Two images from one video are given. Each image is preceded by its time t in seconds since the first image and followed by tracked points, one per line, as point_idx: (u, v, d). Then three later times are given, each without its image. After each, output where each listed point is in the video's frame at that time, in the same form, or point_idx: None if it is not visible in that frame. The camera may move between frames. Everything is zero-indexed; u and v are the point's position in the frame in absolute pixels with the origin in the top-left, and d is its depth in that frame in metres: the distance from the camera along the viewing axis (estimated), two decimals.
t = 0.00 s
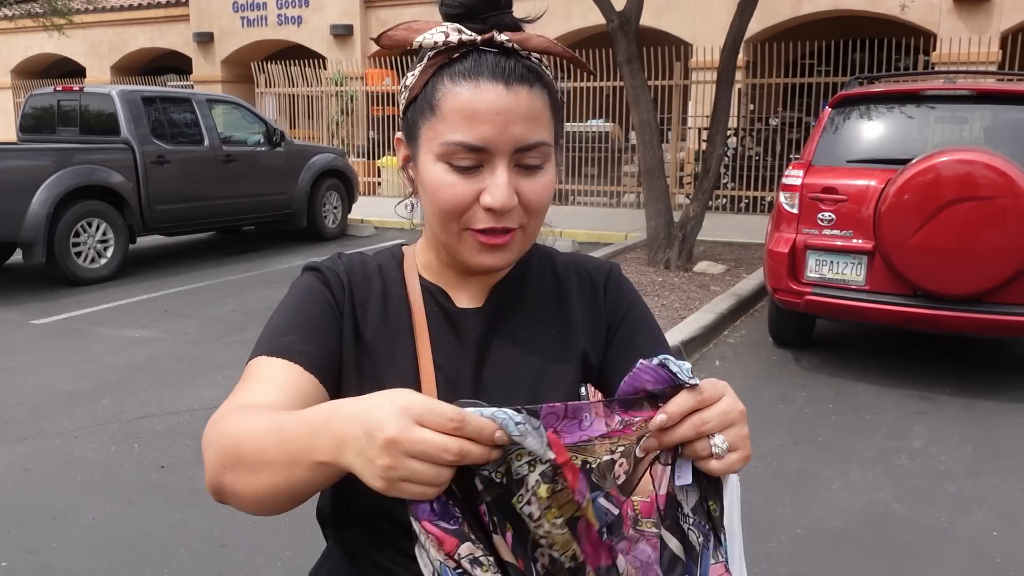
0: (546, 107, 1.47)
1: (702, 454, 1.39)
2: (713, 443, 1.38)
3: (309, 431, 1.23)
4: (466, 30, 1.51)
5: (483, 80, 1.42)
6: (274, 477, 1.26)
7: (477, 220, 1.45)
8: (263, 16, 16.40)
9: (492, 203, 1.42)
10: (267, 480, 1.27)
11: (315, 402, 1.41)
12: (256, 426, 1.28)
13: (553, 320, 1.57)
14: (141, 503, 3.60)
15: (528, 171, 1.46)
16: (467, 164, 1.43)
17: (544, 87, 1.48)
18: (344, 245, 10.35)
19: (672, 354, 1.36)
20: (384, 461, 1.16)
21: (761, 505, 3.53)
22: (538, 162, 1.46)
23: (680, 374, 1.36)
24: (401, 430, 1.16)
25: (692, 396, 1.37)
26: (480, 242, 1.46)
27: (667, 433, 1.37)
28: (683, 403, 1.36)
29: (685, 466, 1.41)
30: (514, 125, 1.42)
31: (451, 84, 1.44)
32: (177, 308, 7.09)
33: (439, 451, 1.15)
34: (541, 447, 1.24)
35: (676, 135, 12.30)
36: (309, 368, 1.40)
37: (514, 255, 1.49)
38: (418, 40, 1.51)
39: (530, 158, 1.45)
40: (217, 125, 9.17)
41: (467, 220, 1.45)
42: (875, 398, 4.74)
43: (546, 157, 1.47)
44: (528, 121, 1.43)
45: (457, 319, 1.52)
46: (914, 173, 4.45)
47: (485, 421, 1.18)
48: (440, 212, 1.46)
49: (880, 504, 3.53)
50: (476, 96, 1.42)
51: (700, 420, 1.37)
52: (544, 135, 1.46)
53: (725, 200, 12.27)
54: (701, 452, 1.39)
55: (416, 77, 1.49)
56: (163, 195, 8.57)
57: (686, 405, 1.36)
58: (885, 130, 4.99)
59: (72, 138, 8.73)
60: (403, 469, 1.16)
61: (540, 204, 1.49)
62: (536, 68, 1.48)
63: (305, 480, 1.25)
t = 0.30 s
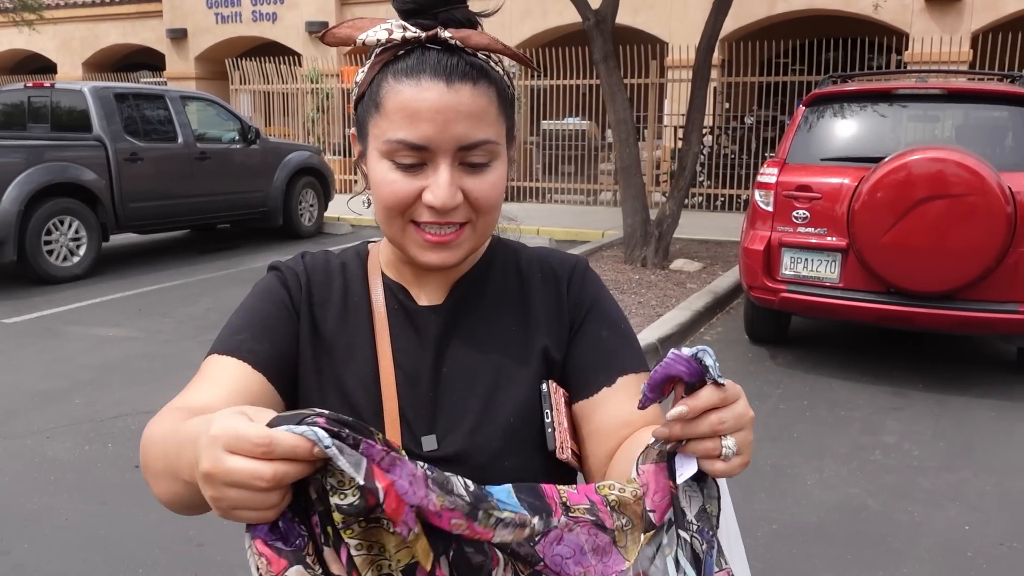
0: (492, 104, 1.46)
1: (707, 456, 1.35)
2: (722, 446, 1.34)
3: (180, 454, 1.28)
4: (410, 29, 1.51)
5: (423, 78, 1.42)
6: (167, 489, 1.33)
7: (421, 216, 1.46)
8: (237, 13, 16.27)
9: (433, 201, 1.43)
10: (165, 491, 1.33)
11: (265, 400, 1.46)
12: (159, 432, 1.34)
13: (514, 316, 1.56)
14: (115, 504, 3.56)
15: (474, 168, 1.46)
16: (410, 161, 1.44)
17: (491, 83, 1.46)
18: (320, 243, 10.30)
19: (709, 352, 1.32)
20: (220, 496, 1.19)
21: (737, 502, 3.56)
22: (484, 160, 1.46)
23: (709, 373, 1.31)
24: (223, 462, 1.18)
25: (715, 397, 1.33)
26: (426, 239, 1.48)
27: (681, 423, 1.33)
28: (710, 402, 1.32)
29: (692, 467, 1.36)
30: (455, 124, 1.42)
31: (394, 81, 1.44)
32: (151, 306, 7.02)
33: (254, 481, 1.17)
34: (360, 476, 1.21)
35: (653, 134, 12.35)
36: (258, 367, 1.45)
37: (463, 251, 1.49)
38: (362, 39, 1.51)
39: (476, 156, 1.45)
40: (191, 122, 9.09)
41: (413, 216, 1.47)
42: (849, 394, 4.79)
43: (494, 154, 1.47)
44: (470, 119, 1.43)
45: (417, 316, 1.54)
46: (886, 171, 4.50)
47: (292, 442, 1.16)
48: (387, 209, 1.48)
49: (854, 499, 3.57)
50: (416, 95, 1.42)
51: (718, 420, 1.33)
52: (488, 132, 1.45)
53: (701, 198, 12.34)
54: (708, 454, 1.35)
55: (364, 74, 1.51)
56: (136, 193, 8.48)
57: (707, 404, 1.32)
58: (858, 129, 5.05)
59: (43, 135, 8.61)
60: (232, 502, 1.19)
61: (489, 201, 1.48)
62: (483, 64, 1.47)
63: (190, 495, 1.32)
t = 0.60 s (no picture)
0: (493, 109, 1.49)
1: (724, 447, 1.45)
2: (736, 445, 1.45)
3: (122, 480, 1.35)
4: (410, 36, 1.53)
5: (430, 87, 1.45)
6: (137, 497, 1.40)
7: (429, 221, 1.48)
8: (236, 14, 16.28)
9: (444, 207, 1.45)
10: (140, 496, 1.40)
11: (253, 406, 1.48)
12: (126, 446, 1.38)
13: (508, 316, 1.58)
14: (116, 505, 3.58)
15: (479, 173, 1.49)
16: (419, 169, 1.46)
17: (492, 89, 1.49)
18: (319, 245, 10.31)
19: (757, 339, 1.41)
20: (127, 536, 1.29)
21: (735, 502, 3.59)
22: (488, 164, 1.49)
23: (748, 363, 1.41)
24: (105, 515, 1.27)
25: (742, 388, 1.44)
26: (433, 244, 1.49)
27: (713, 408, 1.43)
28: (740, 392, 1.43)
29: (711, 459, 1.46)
30: (463, 131, 1.44)
31: (399, 90, 1.46)
32: (151, 308, 7.04)
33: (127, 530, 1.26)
34: (188, 535, 1.26)
35: (651, 135, 12.38)
36: (244, 376, 1.47)
37: (468, 256, 1.52)
38: (364, 46, 1.53)
39: (481, 160, 1.48)
40: (190, 123, 9.10)
41: (420, 222, 1.48)
42: (846, 395, 4.81)
43: (496, 158, 1.50)
44: (476, 125, 1.45)
45: (413, 320, 1.55)
46: (883, 172, 4.52)
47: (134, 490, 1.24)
48: (394, 216, 1.49)
49: (853, 500, 3.60)
50: (424, 103, 1.44)
51: (742, 414, 1.44)
52: (492, 137, 1.48)
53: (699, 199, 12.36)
54: (724, 444, 1.45)
55: (364, 83, 1.51)
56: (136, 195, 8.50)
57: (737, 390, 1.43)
58: (856, 130, 5.07)
59: (42, 137, 8.63)
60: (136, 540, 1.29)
61: (492, 204, 1.51)
62: (484, 72, 1.50)
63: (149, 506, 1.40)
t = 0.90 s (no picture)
0: (525, 109, 1.51)
1: (720, 434, 1.47)
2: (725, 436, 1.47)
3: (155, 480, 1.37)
4: (443, 39, 1.53)
5: (467, 86, 1.45)
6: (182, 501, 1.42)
7: (468, 219, 1.47)
8: (261, 18, 16.40)
9: (485, 203, 1.45)
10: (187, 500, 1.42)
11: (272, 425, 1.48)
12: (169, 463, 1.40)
13: (531, 317, 1.57)
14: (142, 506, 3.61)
15: (513, 171, 1.49)
16: (458, 166, 1.45)
17: (523, 89, 1.51)
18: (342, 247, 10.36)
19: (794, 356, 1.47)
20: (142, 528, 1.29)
21: (760, 508, 3.56)
22: (522, 161, 1.50)
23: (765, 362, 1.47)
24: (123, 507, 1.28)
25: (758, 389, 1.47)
26: (471, 242, 1.48)
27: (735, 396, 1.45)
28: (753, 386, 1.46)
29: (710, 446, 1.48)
30: (502, 127, 1.45)
31: (436, 89, 1.46)
32: (176, 310, 7.09)
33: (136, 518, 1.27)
34: (193, 509, 1.25)
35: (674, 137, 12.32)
36: (261, 398, 1.46)
37: (504, 253, 1.51)
38: (399, 48, 1.53)
39: (516, 157, 1.48)
40: (215, 127, 9.17)
41: (459, 220, 1.47)
42: (873, 400, 4.76)
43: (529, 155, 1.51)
44: (513, 122, 1.47)
45: (437, 321, 1.53)
46: (911, 175, 4.47)
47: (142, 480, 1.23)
48: (432, 215, 1.47)
49: (881, 507, 3.56)
50: (463, 101, 1.45)
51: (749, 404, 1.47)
52: (526, 135, 1.49)
53: (723, 202, 12.29)
54: (721, 431, 1.46)
55: (396, 85, 1.50)
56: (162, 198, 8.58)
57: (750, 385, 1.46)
58: (883, 133, 5.02)
59: (71, 141, 8.73)
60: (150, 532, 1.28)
61: (525, 202, 1.52)
62: (514, 71, 1.52)
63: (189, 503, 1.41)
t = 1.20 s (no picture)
0: (538, 114, 1.50)
1: (707, 414, 1.42)
2: (712, 417, 1.42)
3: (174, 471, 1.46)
4: (457, 47, 1.52)
5: (480, 91, 1.45)
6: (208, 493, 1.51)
7: (482, 223, 1.47)
8: (285, 24, 16.53)
9: (499, 207, 1.44)
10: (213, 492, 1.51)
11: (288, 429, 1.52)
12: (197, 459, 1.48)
13: (546, 319, 1.56)
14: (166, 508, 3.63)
15: (527, 175, 1.49)
16: (472, 172, 1.45)
17: (536, 94, 1.51)
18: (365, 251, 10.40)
19: (752, 338, 1.41)
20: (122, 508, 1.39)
21: (785, 514, 3.53)
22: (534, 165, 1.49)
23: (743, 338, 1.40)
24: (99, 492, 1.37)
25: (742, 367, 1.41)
26: (485, 245, 1.48)
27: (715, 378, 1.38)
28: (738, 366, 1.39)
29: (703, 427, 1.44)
30: (515, 131, 1.45)
31: (450, 95, 1.46)
32: (201, 313, 7.15)
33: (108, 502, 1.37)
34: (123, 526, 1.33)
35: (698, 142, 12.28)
36: (274, 405, 1.50)
37: (518, 257, 1.50)
38: (413, 56, 1.51)
39: (529, 161, 1.48)
40: (240, 132, 9.24)
41: (474, 224, 1.47)
42: (900, 407, 4.71)
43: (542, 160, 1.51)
44: (526, 126, 1.46)
45: (451, 325, 1.53)
46: (939, 180, 4.42)
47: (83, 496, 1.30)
48: (446, 219, 1.47)
49: (908, 515, 3.51)
50: (477, 106, 1.45)
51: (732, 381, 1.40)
52: (539, 139, 1.49)
53: (747, 207, 12.22)
54: (706, 410, 1.41)
55: (411, 91, 1.51)
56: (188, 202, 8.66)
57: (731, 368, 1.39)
58: (910, 138, 4.97)
59: (98, 145, 8.83)
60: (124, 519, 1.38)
61: (540, 206, 1.51)
62: (528, 77, 1.52)
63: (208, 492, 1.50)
